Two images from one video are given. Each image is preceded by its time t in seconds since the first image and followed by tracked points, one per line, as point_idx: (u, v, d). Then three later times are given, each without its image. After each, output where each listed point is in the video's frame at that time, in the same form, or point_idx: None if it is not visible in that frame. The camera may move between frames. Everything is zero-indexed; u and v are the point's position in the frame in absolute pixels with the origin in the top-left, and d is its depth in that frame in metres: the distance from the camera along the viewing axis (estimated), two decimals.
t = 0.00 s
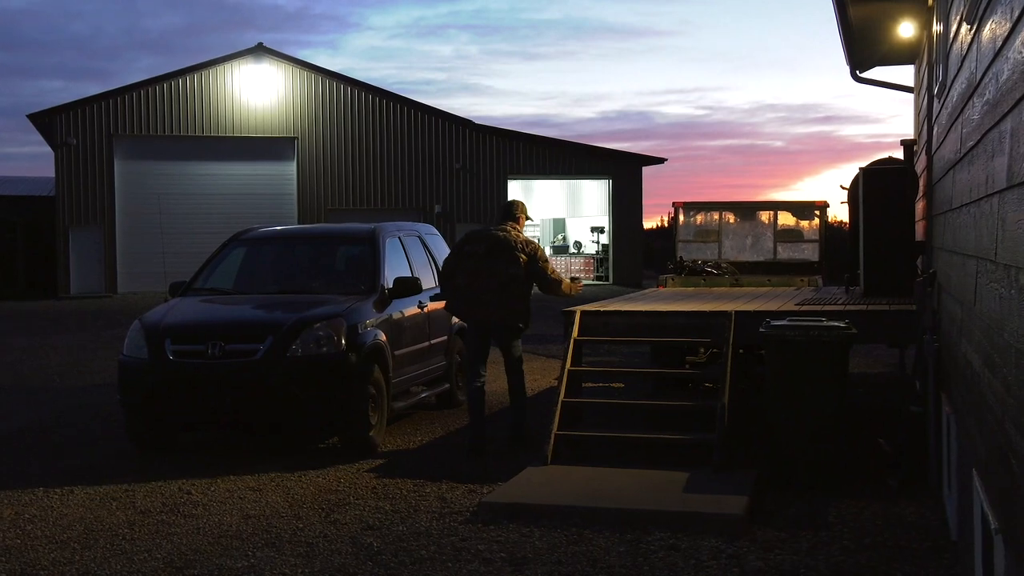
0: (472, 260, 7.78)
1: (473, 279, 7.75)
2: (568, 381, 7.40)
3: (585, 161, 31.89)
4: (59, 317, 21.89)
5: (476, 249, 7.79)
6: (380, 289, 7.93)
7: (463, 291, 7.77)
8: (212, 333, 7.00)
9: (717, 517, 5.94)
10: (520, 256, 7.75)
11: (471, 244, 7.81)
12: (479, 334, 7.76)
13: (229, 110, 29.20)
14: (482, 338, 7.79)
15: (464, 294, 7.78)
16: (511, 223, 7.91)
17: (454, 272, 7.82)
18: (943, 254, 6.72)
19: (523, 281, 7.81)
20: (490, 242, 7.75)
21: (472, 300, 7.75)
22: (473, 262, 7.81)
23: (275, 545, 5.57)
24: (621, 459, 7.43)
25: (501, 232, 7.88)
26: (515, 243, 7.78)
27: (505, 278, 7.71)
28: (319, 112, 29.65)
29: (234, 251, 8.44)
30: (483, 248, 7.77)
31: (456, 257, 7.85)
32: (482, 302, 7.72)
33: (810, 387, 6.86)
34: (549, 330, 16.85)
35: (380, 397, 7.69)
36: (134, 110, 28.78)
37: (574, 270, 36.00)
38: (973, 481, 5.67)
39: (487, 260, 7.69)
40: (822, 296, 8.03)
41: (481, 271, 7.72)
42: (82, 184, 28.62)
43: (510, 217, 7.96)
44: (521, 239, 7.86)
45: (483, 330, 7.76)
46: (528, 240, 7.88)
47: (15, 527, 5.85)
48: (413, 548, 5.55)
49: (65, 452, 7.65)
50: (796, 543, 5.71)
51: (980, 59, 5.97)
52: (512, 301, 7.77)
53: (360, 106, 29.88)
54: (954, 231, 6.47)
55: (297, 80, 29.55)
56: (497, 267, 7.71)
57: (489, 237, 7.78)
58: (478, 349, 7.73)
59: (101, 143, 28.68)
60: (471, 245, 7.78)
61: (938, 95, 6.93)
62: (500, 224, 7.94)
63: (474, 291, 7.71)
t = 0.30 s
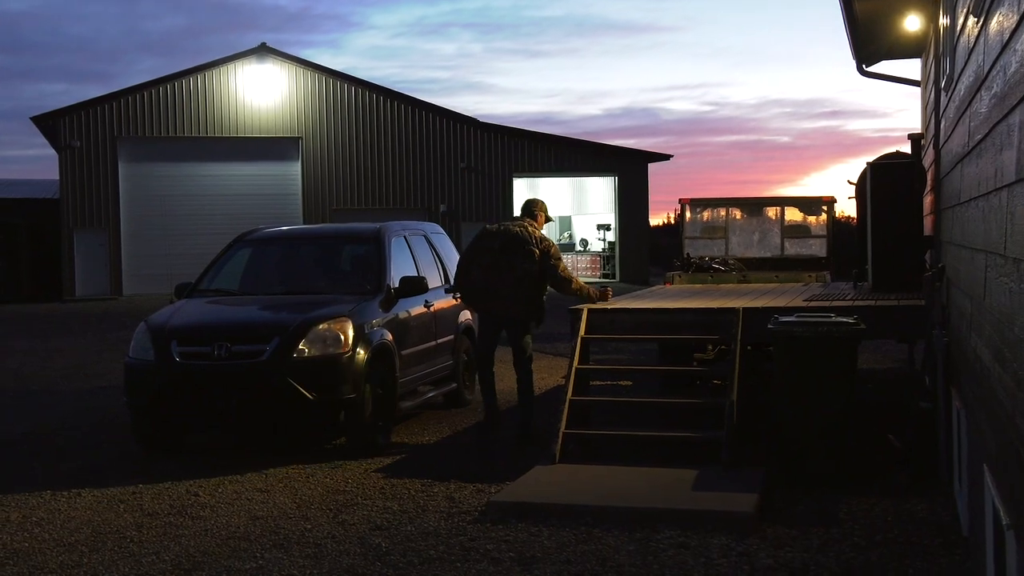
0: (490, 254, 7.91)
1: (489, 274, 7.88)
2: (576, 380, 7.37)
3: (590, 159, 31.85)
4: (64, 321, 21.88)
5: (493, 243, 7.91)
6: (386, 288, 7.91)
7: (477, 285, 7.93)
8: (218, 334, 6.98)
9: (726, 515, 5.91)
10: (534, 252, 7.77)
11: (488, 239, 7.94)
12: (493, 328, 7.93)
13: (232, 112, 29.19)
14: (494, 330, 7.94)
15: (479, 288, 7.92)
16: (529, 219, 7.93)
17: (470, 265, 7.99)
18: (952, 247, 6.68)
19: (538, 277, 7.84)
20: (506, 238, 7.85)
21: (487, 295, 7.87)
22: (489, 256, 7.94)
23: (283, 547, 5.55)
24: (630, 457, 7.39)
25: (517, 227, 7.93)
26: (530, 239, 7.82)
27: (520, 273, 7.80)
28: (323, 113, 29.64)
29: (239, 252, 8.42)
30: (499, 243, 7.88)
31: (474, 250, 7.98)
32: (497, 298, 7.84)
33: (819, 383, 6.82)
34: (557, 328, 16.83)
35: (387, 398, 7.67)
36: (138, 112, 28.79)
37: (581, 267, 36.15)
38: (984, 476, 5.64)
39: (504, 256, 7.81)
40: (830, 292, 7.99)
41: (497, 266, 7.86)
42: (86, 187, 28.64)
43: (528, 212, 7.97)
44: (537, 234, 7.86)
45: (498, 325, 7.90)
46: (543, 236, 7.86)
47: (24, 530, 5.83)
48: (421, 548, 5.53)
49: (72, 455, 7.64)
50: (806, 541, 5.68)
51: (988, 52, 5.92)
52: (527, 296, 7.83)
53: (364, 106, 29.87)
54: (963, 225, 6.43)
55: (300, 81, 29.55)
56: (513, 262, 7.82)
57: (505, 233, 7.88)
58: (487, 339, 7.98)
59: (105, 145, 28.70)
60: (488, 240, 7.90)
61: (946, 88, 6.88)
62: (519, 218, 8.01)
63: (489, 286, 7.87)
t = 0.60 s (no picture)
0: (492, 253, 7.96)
1: (491, 271, 7.88)
2: (584, 378, 7.35)
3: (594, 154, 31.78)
4: (69, 323, 21.88)
5: (495, 242, 7.93)
6: (392, 288, 7.89)
7: (479, 283, 7.91)
8: (224, 336, 6.97)
9: (736, 512, 5.88)
10: (535, 247, 7.78)
11: (488, 238, 7.97)
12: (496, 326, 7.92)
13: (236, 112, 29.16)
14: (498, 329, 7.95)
15: (481, 286, 7.90)
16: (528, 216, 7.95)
17: (471, 264, 8.04)
18: (960, 240, 6.64)
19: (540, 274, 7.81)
20: (508, 235, 7.86)
21: (490, 293, 7.84)
22: (491, 254, 7.96)
23: (293, 549, 5.54)
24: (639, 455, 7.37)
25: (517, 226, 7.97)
26: (531, 236, 7.84)
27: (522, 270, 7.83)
28: (326, 111, 29.61)
29: (244, 254, 8.40)
30: (501, 241, 7.91)
31: (477, 250, 8.00)
32: (500, 295, 7.81)
33: (828, 379, 6.79)
34: (564, 326, 16.81)
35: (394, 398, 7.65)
36: (141, 113, 28.81)
37: (587, 264, 36.13)
38: (995, 471, 5.60)
39: (504, 252, 7.84)
40: (838, 287, 7.96)
41: (499, 263, 7.87)
42: (91, 189, 28.68)
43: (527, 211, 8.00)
44: (537, 232, 7.90)
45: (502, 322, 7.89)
46: (543, 233, 7.89)
47: (33, 534, 5.83)
48: (431, 549, 5.51)
49: (80, 459, 7.64)
50: (816, 537, 5.64)
51: (994, 44, 5.88)
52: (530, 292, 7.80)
53: (367, 104, 29.83)
54: (971, 218, 6.38)
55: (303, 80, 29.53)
56: (515, 260, 7.83)
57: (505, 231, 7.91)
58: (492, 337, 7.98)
59: (109, 147, 28.72)
60: (490, 238, 7.92)
61: (952, 81, 6.84)
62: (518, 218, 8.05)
63: (492, 283, 7.84)
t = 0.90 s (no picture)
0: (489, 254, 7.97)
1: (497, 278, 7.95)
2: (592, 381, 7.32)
3: (600, 156, 31.75)
4: (77, 328, 21.90)
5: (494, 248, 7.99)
6: (399, 292, 7.86)
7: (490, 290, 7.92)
8: (232, 341, 6.96)
9: (745, 515, 5.85)
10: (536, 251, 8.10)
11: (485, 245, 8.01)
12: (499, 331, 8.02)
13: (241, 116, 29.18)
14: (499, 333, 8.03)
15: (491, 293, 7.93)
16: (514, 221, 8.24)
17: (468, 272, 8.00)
18: (969, 241, 6.59)
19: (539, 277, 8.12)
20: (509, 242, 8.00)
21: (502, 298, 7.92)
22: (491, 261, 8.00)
23: (300, 554, 5.52)
24: (648, 458, 7.34)
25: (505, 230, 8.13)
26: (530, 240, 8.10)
27: (526, 276, 7.99)
28: (332, 114, 29.62)
29: (251, 259, 8.39)
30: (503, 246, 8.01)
31: (476, 257, 7.99)
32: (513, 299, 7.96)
33: (838, 381, 6.74)
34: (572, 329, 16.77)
35: (401, 402, 7.63)
36: (147, 117, 28.85)
37: (595, 267, 36.04)
38: (1006, 473, 5.56)
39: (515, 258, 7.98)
40: (847, 289, 7.92)
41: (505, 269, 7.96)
42: (98, 194, 28.71)
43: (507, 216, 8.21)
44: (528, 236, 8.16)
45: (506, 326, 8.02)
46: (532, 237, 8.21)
47: (41, 541, 5.82)
48: (439, 554, 5.49)
49: (88, 465, 7.63)
50: (826, 540, 5.61)
51: (1002, 43, 5.84)
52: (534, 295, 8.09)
53: (372, 106, 29.84)
54: (980, 218, 6.34)
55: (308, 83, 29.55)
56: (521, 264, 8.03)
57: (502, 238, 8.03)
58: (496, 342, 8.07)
59: (116, 152, 28.76)
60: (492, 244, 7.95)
61: (960, 80, 6.80)
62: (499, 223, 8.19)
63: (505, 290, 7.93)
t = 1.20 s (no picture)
0: (516, 263, 8.13)
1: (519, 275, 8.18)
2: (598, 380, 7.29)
3: (605, 155, 31.70)
4: (82, 330, 21.88)
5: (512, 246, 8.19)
6: (403, 292, 7.84)
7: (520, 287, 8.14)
8: (235, 341, 6.93)
9: (752, 515, 5.81)
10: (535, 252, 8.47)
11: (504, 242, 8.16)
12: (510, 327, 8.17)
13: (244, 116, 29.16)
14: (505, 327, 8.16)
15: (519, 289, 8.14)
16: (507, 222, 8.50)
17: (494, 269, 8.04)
18: (977, 239, 6.55)
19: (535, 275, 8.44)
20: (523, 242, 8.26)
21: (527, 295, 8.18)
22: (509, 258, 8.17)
23: (305, 555, 5.49)
24: (653, 457, 7.31)
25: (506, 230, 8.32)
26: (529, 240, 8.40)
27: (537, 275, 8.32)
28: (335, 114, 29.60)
29: (254, 259, 8.37)
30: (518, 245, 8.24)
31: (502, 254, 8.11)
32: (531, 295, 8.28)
33: (845, 380, 6.70)
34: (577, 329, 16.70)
35: (406, 402, 7.61)
36: (150, 118, 28.84)
37: (600, 266, 35.96)
38: (1015, 472, 5.52)
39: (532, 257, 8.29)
40: (854, 287, 7.88)
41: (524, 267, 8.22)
42: (101, 194, 28.65)
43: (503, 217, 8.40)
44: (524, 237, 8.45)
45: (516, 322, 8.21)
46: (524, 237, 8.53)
47: (44, 542, 5.79)
48: (444, 555, 5.46)
49: (92, 466, 7.61)
50: (833, 540, 5.58)
51: (1010, 40, 5.80)
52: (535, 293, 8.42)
53: (376, 106, 29.82)
54: (988, 216, 6.30)
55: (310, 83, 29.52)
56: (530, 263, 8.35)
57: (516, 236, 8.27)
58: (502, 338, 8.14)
59: (119, 152, 28.72)
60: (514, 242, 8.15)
61: (968, 77, 6.75)
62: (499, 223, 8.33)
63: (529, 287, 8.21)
